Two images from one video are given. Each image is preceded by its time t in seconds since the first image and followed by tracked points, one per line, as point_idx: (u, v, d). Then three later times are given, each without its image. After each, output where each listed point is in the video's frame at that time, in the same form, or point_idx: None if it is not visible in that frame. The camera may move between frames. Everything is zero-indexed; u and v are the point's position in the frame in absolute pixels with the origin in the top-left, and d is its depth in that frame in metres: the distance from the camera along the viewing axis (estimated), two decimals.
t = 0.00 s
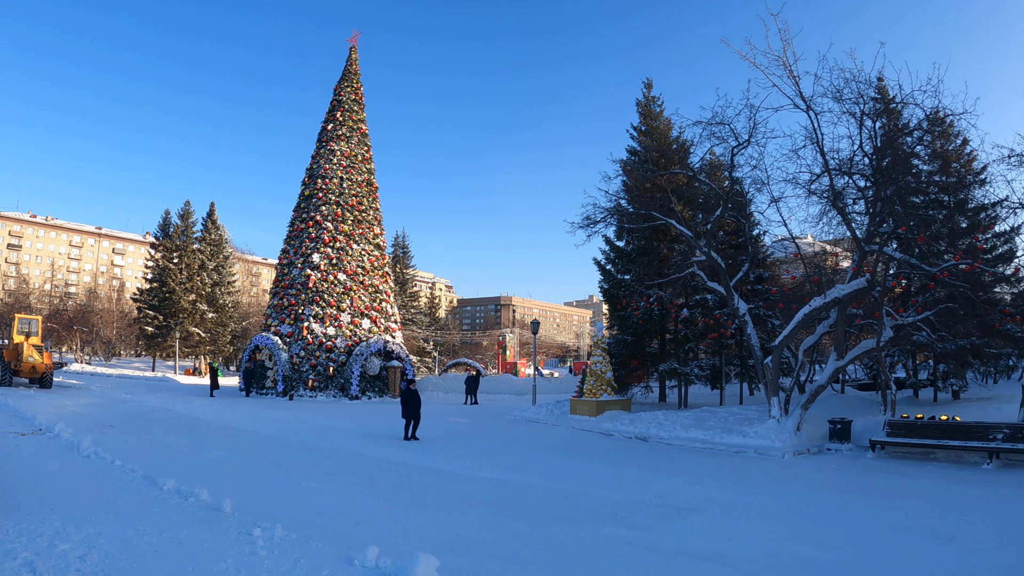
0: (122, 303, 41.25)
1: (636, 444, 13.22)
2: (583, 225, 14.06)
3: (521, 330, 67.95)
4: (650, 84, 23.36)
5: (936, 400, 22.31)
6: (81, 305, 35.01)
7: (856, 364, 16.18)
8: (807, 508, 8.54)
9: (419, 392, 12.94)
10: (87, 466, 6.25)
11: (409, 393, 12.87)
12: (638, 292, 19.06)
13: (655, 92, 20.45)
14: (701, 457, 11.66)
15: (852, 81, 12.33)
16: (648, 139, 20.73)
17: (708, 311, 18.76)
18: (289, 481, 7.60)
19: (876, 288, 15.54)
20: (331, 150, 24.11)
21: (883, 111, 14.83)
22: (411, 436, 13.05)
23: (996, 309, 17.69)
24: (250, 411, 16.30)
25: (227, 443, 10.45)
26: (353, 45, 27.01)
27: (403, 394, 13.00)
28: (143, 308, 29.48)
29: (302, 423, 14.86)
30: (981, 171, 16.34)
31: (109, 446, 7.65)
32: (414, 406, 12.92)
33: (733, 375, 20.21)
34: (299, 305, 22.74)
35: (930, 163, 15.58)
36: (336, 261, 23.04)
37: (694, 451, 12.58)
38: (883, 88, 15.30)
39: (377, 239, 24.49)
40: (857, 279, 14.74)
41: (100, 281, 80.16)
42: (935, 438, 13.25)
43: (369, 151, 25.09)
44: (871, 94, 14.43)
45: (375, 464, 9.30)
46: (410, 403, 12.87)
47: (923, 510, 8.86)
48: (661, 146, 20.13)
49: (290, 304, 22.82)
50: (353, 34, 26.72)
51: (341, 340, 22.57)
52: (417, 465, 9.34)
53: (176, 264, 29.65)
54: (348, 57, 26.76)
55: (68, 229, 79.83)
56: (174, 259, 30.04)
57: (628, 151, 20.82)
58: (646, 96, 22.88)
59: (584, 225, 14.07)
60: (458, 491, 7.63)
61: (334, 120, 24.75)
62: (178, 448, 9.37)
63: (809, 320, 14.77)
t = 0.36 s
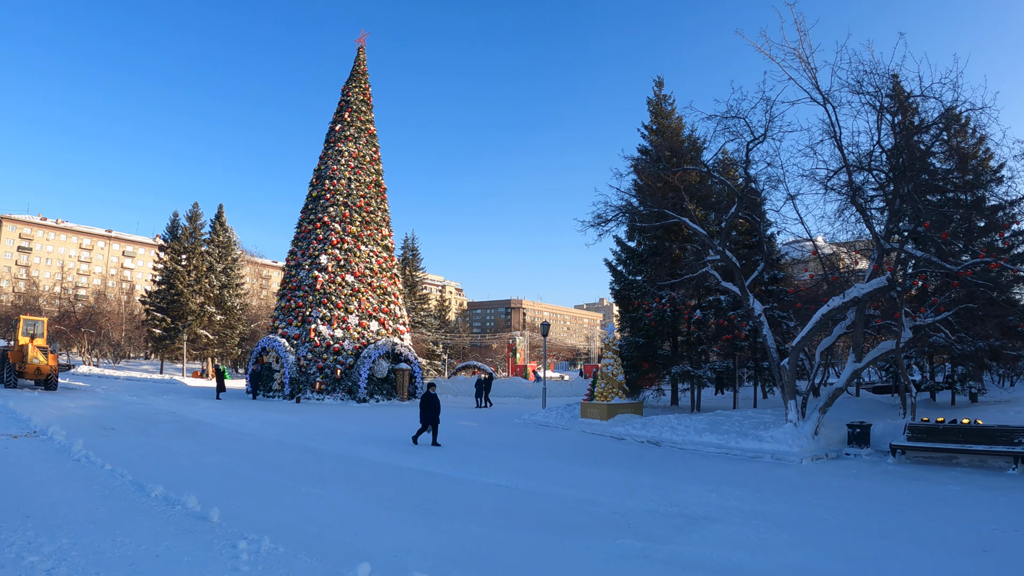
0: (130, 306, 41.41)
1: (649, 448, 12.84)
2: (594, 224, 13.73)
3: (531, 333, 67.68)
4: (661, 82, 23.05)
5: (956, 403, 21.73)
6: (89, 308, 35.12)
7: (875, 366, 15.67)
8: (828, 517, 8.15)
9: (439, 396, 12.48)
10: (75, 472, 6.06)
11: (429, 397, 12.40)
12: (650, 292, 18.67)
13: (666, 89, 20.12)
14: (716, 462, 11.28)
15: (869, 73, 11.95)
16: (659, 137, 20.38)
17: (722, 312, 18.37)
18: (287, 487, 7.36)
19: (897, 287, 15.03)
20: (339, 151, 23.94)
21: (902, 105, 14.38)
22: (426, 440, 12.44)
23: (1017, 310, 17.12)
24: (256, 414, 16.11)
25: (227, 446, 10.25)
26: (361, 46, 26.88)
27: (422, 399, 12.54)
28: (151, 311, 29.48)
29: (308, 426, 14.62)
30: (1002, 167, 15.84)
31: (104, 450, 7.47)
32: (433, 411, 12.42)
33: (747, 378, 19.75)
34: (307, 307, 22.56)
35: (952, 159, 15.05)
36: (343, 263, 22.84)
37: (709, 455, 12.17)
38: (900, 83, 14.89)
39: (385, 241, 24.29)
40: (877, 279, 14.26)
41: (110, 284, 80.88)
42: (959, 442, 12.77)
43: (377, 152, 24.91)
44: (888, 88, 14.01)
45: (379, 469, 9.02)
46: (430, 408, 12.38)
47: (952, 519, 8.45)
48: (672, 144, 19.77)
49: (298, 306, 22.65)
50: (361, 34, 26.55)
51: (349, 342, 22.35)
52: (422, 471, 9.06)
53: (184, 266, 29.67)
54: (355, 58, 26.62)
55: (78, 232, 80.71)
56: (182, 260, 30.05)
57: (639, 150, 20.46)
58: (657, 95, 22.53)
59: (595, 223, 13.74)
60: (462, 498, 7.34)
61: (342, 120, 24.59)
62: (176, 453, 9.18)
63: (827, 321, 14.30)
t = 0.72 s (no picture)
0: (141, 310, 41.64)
1: (663, 457, 12.45)
2: (606, 226, 13.41)
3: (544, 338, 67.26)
4: (674, 83, 22.72)
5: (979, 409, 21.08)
6: (100, 312, 35.32)
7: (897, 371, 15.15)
8: (854, 532, 7.72)
9: (457, 402, 12.02)
10: (63, 483, 5.90)
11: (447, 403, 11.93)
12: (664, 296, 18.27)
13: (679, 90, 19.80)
14: (732, 471, 10.88)
15: (888, 68, 11.59)
16: (673, 138, 20.03)
17: (737, 316, 17.95)
18: (284, 499, 7.14)
19: (920, 290, 14.52)
20: (349, 154, 23.83)
21: (921, 102, 13.94)
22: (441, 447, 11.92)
23: None
24: (263, 420, 15.93)
25: (229, 453, 10.07)
26: (371, 49, 26.81)
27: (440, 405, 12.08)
28: (162, 315, 29.52)
29: (315, 433, 14.38)
30: None
31: (98, 459, 7.33)
32: (452, 417, 11.96)
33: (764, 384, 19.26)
34: (316, 312, 22.41)
35: (975, 157, 14.54)
36: (353, 267, 22.67)
37: (725, 464, 11.76)
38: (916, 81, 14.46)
39: (395, 245, 24.11)
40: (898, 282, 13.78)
41: (123, 289, 81.67)
42: (987, 451, 12.24)
43: (387, 156, 24.77)
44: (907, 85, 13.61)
45: (383, 478, 8.76)
46: (448, 414, 11.92)
47: (982, 534, 8.01)
48: (686, 145, 19.41)
49: (307, 311, 22.51)
50: (371, 37, 26.47)
51: (358, 347, 22.15)
52: (427, 480, 8.79)
53: (195, 271, 29.74)
54: (365, 61, 26.55)
55: (91, 237, 81.66)
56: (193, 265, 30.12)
57: (652, 151, 20.11)
58: (670, 96, 22.19)
59: (607, 225, 13.42)
60: (467, 510, 7.05)
61: (352, 124, 24.49)
62: (175, 461, 9.03)
63: (847, 325, 13.83)
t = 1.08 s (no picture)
0: (144, 310, 41.52)
1: (672, 460, 12.09)
2: (612, 222, 13.07)
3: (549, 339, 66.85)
4: (680, 79, 22.37)
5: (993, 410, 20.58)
6: (102, 312, 35.15)
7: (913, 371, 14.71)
8: (875, 539, 7.37)
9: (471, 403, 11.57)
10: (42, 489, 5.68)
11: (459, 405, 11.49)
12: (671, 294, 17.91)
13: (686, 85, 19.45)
14: (744, 475, 10.52)
15: (904, 56, 11.18)
16: (680, 135, 19.67)
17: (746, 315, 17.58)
18: (277, 505, 6.85)
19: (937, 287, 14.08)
20: (352, 152, 23.55)
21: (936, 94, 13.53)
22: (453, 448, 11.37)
23: None
24: (262, 421, 15.66)
25: (225, 456, 9.81)
26: (374, 47, 26.52)
27: (453, 407, 11.63)
28: (164, 316, 29.28)
29: (315, 434, 14.10)
30: None
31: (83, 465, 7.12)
32: (466, 419, 11.52)
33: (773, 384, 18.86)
34: (318, 312, 22.12)
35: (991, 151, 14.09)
36: (355, 266, 22.38)
37: (736, 467, 11.37)
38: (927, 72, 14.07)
39: (398, 244, 23.83)
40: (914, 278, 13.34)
41: (126, 289, 81.84)
42: (1006, 454, 11.81)
43: (390, 154, 24.49)
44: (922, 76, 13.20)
45: (380, 483, 8.47)
46: (461, 416, 11.47)
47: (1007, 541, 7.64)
48: (693, 141, 19.05)
49: (309, 311, 22.23)
50: (374, 35, 26.20)
51: (361, 347, 21.83)
52: (426, 485, 8.50)
53: (197, 271, 29.56)
54: (368, 59, 26.29)
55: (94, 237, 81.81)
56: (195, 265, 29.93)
57: (658, 148, 19.75)
58: (677, 92, 21.82)
59: (613, 221, 13.08)
60: (468, 517, 6.74)
61: (355, 122, 24.22)
62: (168, 464, 8.76)
63: (863, 323, 13.41)
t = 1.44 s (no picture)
0: (144, 311, 41.31)
1: (679, 463, 11.71)
2: (617, 219, 12.71)
3: (553, 342, 66.50)
4: (685, 76, 22.05)
5: (1008, 412, 20.09)
6: (102, 314, 34.98)
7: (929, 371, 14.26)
8: (896, 549, 6.99)
9: (486, 409, 11.10)
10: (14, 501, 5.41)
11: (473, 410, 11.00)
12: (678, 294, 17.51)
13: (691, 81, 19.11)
14: (755, 480, 10.14)
15: (919, 47, 10.77)
16: (685, 132, 19.33)
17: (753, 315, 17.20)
18: (268, 514, 6.52)
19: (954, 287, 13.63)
20: (353, 152, 23.26)
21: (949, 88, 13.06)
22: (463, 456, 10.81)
23: None
24: (260, 424, 15.37)
25: (218, 460, 9.53)
26: (375, 45, 26.25)
27: (467, 411, 11.15)
28: (164, 317, 28.98)
29: (313, 437, 13.79)
30: None
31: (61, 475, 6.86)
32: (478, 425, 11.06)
33: (782, 386, 18.45)
34: (318, 313, 21.82)
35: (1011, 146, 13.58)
36: (356, 267, 22.08)
37: (746, 472, 10.98)
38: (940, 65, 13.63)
39: (399, 244, 23.53)
40: (930, 276, 12.93)
41: (128, 290, 81.80)
42: None
43: (391, 153, 24.18)
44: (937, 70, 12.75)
45: (376, 489, 8.15)
46: (473, 422, 10.98)
47: None
48: (699, 137, 18.68)
49: (309, 312, 21.92)
50: (375, 33, 25.90)
51: (361, 349, 21.51)
52: (425, 492, 8.17)
53: (197, 272, 29.32)
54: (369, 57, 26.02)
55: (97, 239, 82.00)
56: (195, 266, 29.70)
57: (663, 145, 19.40)
58: (682, 89, 21.45)
59: (618, 218, 12.72)
60: (468, 526, 6.39)
61: (356, 121, 23.93)
62: (157, 469, 8.46)
63: (876, 324, 13.03)
